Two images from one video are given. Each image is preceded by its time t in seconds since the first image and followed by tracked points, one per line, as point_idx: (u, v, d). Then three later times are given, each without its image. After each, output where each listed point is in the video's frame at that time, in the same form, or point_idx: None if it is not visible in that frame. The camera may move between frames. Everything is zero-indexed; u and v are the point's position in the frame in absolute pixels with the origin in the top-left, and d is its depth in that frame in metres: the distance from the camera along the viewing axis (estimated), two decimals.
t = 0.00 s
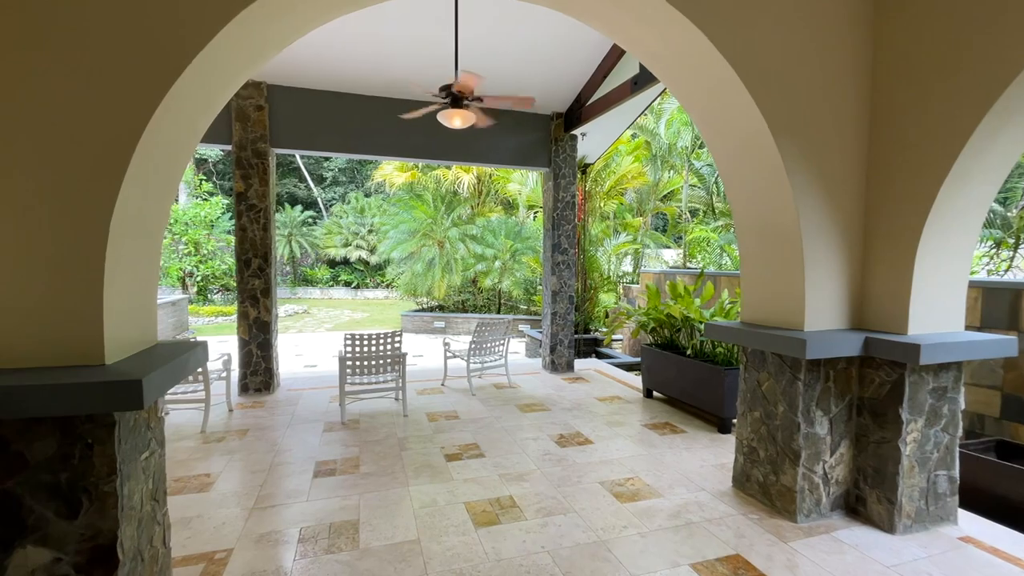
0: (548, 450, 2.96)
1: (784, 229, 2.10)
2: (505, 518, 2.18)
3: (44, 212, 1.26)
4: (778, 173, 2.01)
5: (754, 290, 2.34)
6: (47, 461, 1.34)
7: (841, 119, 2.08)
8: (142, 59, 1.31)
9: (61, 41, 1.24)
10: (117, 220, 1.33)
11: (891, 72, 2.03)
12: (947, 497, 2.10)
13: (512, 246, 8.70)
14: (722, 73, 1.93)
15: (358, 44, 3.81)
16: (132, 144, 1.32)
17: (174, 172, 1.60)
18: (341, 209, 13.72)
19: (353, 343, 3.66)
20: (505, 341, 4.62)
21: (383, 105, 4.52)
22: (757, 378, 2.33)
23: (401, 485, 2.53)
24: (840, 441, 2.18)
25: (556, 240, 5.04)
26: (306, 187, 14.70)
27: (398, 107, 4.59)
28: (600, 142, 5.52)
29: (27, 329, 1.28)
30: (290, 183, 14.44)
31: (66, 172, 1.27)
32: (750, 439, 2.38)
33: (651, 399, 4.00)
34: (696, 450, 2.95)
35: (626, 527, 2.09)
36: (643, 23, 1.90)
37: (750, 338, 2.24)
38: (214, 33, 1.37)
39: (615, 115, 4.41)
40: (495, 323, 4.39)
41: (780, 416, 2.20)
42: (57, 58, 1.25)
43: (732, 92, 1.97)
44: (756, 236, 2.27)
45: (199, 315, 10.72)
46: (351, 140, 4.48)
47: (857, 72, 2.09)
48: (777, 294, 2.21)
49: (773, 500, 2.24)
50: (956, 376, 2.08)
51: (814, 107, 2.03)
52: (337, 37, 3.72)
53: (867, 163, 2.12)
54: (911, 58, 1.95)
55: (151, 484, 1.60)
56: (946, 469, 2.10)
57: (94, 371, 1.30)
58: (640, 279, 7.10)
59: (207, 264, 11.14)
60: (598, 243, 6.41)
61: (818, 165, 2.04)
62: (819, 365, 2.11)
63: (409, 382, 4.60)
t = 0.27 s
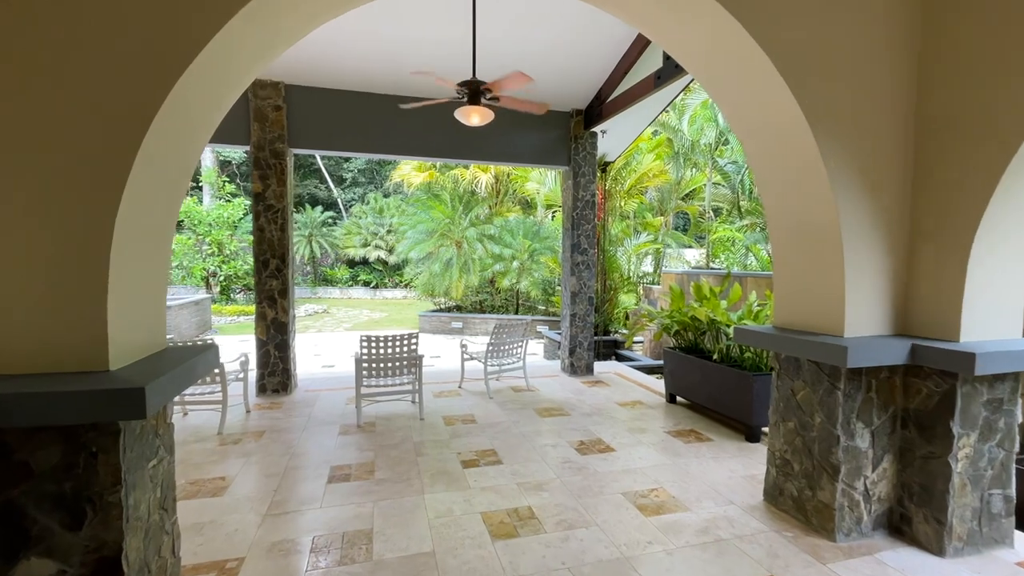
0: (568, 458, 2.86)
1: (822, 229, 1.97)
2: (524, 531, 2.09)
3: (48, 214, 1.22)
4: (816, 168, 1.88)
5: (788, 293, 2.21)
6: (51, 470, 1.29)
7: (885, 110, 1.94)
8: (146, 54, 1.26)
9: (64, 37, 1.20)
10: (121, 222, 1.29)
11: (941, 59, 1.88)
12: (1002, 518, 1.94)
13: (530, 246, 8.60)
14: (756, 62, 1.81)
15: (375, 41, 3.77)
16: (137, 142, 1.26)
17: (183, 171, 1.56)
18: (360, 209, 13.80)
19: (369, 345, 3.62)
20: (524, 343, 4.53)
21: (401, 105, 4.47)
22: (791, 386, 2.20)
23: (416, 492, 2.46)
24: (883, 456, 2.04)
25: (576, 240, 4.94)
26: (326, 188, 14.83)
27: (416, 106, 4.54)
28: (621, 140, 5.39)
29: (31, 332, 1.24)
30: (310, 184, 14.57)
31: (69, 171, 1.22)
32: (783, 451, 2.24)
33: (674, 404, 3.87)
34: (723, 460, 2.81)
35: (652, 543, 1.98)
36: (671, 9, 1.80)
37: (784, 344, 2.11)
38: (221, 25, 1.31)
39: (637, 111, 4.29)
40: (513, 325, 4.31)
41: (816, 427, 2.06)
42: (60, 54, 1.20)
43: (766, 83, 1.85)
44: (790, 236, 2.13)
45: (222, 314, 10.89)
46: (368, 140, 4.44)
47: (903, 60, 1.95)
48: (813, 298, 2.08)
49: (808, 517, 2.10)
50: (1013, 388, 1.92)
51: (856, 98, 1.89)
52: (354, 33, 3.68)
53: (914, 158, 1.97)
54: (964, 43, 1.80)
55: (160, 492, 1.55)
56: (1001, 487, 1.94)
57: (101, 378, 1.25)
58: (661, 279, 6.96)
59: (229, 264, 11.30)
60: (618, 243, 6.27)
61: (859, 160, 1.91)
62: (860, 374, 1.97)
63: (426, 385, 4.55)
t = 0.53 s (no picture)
0: (584, 466, 2.76)
1: (858, 227, 1.84)
2: (537, 545, 1.99)
3: (37, 215, 1.16)
4: (852, 164, 1.76)
5: (819, 297, 2.08)
6: (43, 482, 1.24)
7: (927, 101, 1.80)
8: (140, 46, 1.19)
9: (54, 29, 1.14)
10: (115, 222, 1.23)
11: (990, 44, 1.74)
12: None
13: (544, 246, 8.49)
14: (787, 50, 1.69)
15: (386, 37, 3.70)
16: (130, 139, 1.20)
17: (183, 168, 1.50)
18: (375, 209, 13.82)
19: (380, 347, 3.55)
20: (538, 346, 4.43)
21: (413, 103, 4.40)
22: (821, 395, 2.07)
23: (427, 501, 2.38)
24: (922, 472, 1.90)
25: (591, 240, 4.82)
26: (342, 189, 14.89)
27: (429, 104, 4.47)
28: (638, 137, 5.26)
29: (21, 339, 1.19)
30: (326, 184, 14.65)
31: (60, 169, 1.16)
32: (813, 463, 2.11)
33: (693, 410, 3.73)
34: (747, 470, 2.68)
35: (673, 561, 1.87)
36: None
37: (814, 351, 1.98)
38: (217, 16, 1.24)
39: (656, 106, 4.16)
40: (527, 327, 4.21)
41: (850, 440, 1.93)
42: (50, 46, 1.14)
43: (797, 71, 1.73)
44: (822, 235, 2.00)
45: (239, 314, 10.99)
46: (381, 139, 4.38)
47: (946, 46, 1.81)
48: (846, 301, 1.95)
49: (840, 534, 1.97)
50: None
51: (895, 88, 1.76)
52: (366, 30, 3.62)
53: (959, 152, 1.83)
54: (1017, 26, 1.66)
55: (159, 503, 1.50)
56: None
57: (94, 387, 1.18)
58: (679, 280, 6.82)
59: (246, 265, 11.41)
60: (634, 243, 6.13)
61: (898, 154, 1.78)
62: (899, 384, 1.83)
63: (438, 387, 4.48)
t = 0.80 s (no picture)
0: (595, 472, 2.66)
1: (890, 222, 1.71)
2: (546, 558, 1.90)
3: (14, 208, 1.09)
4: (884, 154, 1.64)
5: (847, 298, 1.96)
6: (23, 492, 1.18)
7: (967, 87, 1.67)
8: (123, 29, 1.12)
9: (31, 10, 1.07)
10: (99, 216, 1.16)
11: None
12: None
13: (556, 246, 8.39)
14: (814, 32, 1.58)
15: (394, 31, 3.64)
16: (112, 127, 1.13)
17: (174, 162, 1.44)
18: (387, 209, 13.83)
19: (388, 348, 3.48)
20: (549, 347, 4.33)
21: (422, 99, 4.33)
22: (849, 402, 1.95)
23: (432, 508, 2.30)
24: (960, 486, 1.76)
25: (603, 239, 4.71)
26: (354, 189, 14.93)
27: (438, 101, 4.40)
28: (652, 134, 5.13)
29: None
30: (338, 185, 14.70)
31: (38, 160, 1.10)
32: (839, 475, 1.99)
33: (709, 414, 3.61)
34: (767, 479, 2.56)
35: None
36: None
37: (841, 355, 1.86)
38: None
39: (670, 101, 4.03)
40: (538, 327, 4.12)
41: (880, 451, 1.80)
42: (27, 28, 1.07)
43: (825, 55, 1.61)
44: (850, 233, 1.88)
45: (252, 314, 11.06)
46: (389, 136, 4.32)
47: (989, 28, 1.67)
48: (877, 303, 1.83)
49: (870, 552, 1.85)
50: None
51: (931, 73, 1.64)
52: (373, 24, 3.56)
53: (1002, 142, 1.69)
54: None
55: (148, 513, 1.43)
56: None
57: (72, 393, 1.11)
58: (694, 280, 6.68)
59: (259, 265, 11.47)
60: (648, 243, 5.99)
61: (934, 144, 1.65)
62: (936, 392, 1.70)
63: (447, 389, 4.41)
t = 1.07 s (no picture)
0: (603, 480, 2.54)
1: (924, 216, 1.58)
2: (550, 572, 1.79)
3: None
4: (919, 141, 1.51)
5: (875, 298, 1.82)
6: None
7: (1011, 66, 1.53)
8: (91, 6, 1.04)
9: None
10: (67, 207, 1.08)
11: None
12: None
13: (566, 246, 8.26)
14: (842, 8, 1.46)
15: (398, 25, 3.56)
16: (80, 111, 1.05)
17: (153, 152, 1.35)
18: (397, 209, 13.81)
19: (390, 350, 3.40)
20: (557, 349, 4.22)
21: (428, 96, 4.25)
22: (877, 410, 1.81)
23: (432, 516, 2.21)
24: (1001, 503, 1.62)
25: (613, 237, 4.59)
26: (365, 189, 14.92)
27: (444, 97, 4.30)
28: (664, 130, 5.00)
29: None
30: (349, 185, 14.70)
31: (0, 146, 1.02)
32: (866, 488, 1.85)
33: (723, 420, 3.47)
34: (785, 490, 2.42)
35: None
36: None
37: (869, 360, 1.72)
38: None
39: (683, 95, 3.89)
40: (546, 329, 4.01)
41: (912, 464, 1.67)
42: None
43: (854, 34, 1.49)
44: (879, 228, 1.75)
45: (262, 314, 11.08)
46: (394, 134, 4.24)
47: None
48: (909, 304, 1.69)
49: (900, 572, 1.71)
50: None
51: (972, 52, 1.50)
52: (377, 18, 3.48)
53: None
54: None
55: (126, 525, 1.35)
56: None
57: (34, 399, 1.03)
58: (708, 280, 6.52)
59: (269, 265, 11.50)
60: (660, 242, 5.84)
61: (975, 129, 1.51)
62: (975, 400, 1.57)
63: (453, 391, 4.31)
